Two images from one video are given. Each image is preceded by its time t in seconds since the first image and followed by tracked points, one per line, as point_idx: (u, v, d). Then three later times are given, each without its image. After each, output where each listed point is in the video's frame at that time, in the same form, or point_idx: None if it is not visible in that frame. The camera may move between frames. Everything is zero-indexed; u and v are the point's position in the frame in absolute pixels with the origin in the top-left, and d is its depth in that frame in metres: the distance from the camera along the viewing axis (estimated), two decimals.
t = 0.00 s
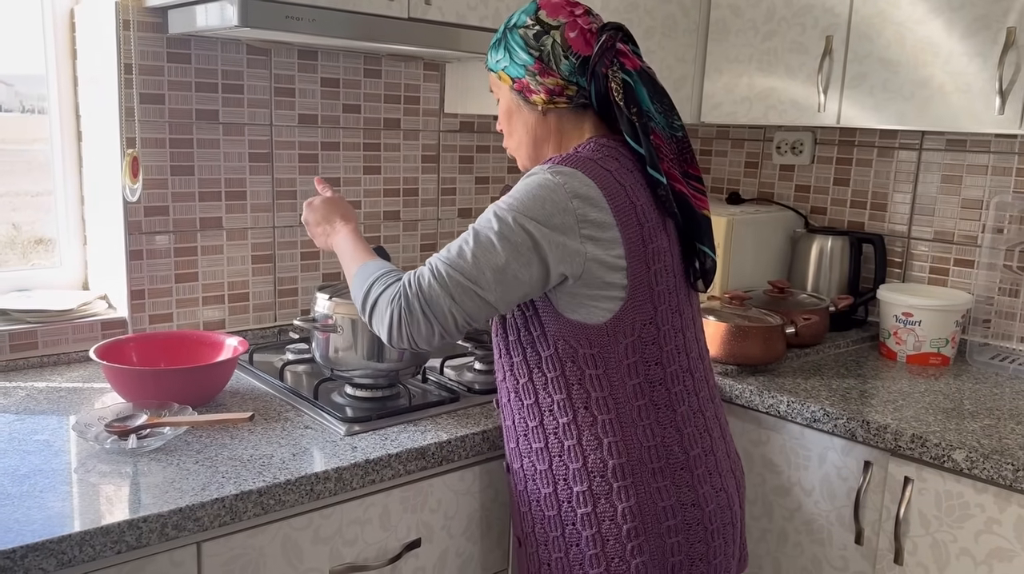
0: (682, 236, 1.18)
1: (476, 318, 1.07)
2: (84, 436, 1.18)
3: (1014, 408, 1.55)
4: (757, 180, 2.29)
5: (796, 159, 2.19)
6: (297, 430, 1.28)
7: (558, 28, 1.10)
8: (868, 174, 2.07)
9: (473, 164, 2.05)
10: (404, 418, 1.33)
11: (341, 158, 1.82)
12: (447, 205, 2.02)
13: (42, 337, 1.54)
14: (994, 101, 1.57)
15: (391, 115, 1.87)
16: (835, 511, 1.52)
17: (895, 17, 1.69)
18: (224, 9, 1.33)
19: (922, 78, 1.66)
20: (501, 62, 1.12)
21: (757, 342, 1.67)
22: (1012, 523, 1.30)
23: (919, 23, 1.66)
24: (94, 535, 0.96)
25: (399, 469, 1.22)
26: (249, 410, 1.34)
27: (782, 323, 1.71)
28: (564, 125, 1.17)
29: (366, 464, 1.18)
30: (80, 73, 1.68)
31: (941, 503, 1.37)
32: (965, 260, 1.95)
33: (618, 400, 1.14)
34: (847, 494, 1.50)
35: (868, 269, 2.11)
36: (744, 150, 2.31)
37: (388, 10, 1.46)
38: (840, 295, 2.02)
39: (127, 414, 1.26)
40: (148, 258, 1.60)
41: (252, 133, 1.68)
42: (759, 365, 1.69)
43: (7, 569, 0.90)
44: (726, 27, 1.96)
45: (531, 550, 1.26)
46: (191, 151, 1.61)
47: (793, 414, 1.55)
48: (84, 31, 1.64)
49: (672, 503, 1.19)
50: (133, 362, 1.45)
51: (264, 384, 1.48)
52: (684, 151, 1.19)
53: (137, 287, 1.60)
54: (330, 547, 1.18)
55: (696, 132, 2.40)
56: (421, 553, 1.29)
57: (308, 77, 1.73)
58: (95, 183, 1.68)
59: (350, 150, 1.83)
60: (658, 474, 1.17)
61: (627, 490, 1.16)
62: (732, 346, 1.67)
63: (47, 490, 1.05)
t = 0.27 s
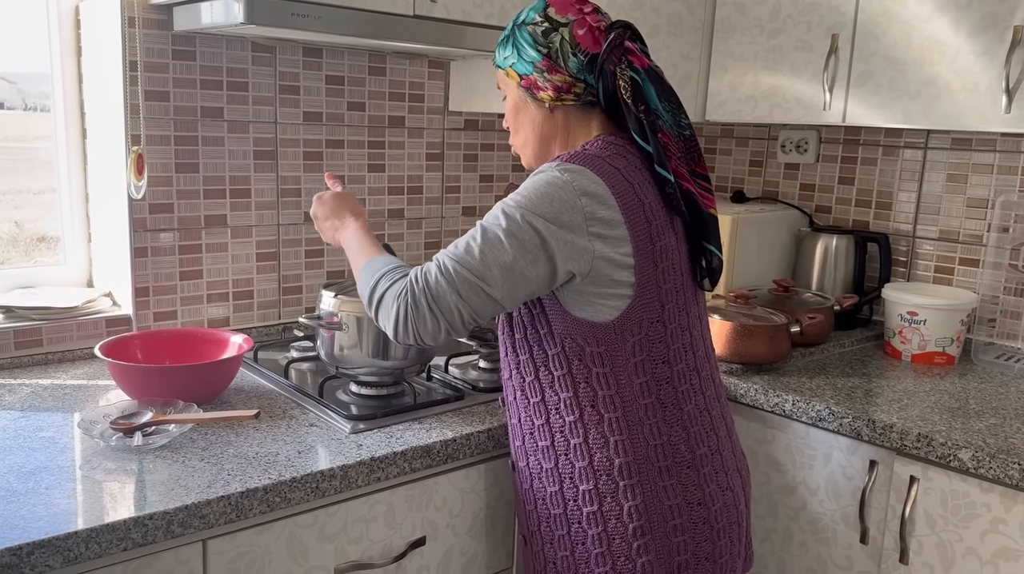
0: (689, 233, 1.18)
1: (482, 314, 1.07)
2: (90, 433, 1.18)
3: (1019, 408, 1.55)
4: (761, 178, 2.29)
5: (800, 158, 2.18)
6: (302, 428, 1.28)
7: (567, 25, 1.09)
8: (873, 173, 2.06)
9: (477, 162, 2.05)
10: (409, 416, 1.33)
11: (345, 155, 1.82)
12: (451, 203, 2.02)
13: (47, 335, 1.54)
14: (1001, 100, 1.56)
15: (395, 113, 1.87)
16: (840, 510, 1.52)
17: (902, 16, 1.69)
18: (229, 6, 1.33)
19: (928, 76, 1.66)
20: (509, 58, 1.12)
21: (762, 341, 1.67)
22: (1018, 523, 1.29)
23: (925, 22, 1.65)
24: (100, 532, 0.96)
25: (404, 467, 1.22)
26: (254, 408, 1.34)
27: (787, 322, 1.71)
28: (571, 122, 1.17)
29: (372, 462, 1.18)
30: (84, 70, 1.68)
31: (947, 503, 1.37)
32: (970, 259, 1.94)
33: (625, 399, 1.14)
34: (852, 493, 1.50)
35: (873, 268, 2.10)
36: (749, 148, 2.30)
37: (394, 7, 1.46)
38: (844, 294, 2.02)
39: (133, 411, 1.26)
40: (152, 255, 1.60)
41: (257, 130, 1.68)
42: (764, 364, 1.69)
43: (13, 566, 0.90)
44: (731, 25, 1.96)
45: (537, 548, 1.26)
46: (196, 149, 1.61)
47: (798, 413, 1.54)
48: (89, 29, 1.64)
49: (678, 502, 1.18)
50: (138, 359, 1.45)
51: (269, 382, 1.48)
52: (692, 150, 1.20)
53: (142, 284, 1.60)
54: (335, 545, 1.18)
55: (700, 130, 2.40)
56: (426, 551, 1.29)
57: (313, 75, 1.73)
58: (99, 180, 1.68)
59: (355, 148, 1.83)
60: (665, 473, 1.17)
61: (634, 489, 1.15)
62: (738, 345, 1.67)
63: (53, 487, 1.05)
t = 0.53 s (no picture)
0: (692, 236, 1.18)
1: (475, 305, 1.07)
2: (92, 433, 1.18)
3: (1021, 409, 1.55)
4: (763, 179, 2.29)
5: (802, 158, 2.18)
6: (304, 429, 1.28)
7: (570, 27, 1.09)
8: (875, 173, 2.06)
9: (479, 162, 2.05)
10: (411, 417, 1.33)
11: (347, 156, 1.82)
12: (453, 204, 2.02)
13: (49, 334, 1.55)
14: (1003, 101, 1.56)
15: (397, 113, 1.87)
16: (842, 511, 1.52)
17: (904, 16, 1.69)
18: (231, 6, 1.33)
19: (930, 77, 1.65)
20: (512, 59, 1.12)
21: (763, 342, 1.66)
22: (1020, 524, 1.29)
23: (928, 22, 1.65)
24: (102, 533, 0.96)
25: (406, 467, 1.22)
26: (255, 408, 1.34)
27: (789, 323, 1.71)
28: (574, 124, 1.16)
29: (374, 463, 1.18)
30: (86, 70, 1.68)
31: (949, 504, 1.37)
32: (972, 259, 1.94)
33: (628, 400, 1.14)
34: (854, 494, 1.50)
35: (875, 268, 2.10)
36: (751, 149, 2.30)
37: (396, 8, 1.46)
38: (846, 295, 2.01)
39: (135, 411, 1.26)
40: (154, 255, 1.60)
41: (259, 130, 1.68)
42: (765, 365, 1.69)
43: (15, 566, 0.90)
44: (733, 25, 1.96)
45: (539, 548, 1.26)
46: (198, 149, 1.61)
47: (800, 414, 1.54)
48: (91, 28, 1.64)
49: (682, 503, 1.18)
50: (140, 359, 1.45)
51: (271, 382, 1.48)
52: (696, 151, 1.20)
53: (144, 284, 1.60)
54: (337, 546, 1.18)
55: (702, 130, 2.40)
56: (428, 552, 1.29)
57: (315, 75, 1.73)
58: (101, 180, 1.68)
59: (356, 148, 1.83)
60: (669, 474, 1.17)
61: (637, 490, 1.15)
62: (739, 346, 1.67)
63: (55, 488, 1.05)
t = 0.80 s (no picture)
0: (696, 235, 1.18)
1: (467, 280, 1.08)
2: (92, 435, 1.18)
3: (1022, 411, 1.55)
4: (764, 180, 2.29)
5: (803, 159, 2.18)
6: (305, 430, 1.28)
7: (578, 26, 1.10)
8: (876, 174, 2.06)
9: (479, 163, 2.05)
10: (411, 418, 1.33)
11: (348, 157, 1.82)
12: (453, 205, 2.02)
13: (50, 335, 1.55)
14: (1004, 102, 1.56)
15: (398, 114, 1.87)
16: (843, 513, 1.51)
17: (905, 17, 1.68)
18: (231, 7, 1.33)
19: (931, 78, 1.65)
20: (520, 60, 1.12)
21: (764, 343, 1.66)
22: (1021, 526, 1.29)
23: (929, 23, 1.65)
24: (102, 534, 0.96)
25: (406, 469, 1.22)
26: (256, 409, 1.34)
27: (789, 324, 1.71)
28: (582, 124, 1.16)
29: (374, 465, 1.18)
30: (87, 70, 1.68)
31: (949, 506, 1.37)
32: (973, 260, 1.94)
33: (630, 397, 1.14)
34: (855, 495, 1.49)
35: (875, 269, 2.10)
36: (751, 150, 2.30)
37: (397, 9, 1.46)
38: (847, 296, 2.01)
39: (135, 413, 1.26)
40: (155, 256, 1.60)
41: (259, 131, 1.68)
42: (766, 366, 1.69)
43: (16, 568, 0.90)
44: (734, 26, 1.96)
45: (539, 545, 1.26)
46: (198, 150, 1.61)
47: (801, 415, 1.54)
48: (92, 29, 1.64)
49: (684, 502, 1.18)
50: (140, 360, 1.45)
51: (272, 383, 1.48)
52: (701, 152, 1.20)
53: (144, 285, 1.60)
54: (337, 547, 1.18)
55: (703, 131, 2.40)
56: (428, 553, 1.29)
57: (316, 76, 1.73)
58: (102, 180, 1.68)
59: (357, 149, 1.83)
60: (670, 473, 1.17)
61: (639, 487, 1.15)
62: (740, 347, 1.67)
63: (55, 489, 1.05)
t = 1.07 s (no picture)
0: (705, 235, 1.19)
1: (469, 257, 1.07)
2: (93, 434, 1.18)
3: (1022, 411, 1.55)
4: (765, 180, 2.29)
5: (803, 160, 2.18)
6: (306, 429, 1.28)
7: (597, 25, 1.10)
8: (877, 175, 2.06)
9: (480, 164, 2.05)
10: (411, 418, 1.33)
11: (348, 157, 1.82)
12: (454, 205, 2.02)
13: (51, 335, 1.55)
14: (1004, 103, 1.56)
15: (398, 115, 1.87)
16: (843, 513, 1.52)
17: (905, 18, 1.69)
18: (232, 8, 1.34)
19: (931, 79, 1.65)
20: (537, 55, 1.12)
21: (764, 343, 1.67)
22: (1021, 526, 1.29)
23: (929, 24, 1.65)
24: (103, 533, 0.96)
25: (406, 468, 1.22)
26: (257, 409, 1.34)
27: (790, 324, 1.71)
28: (595, 122, 1.17)
29: (374, 465, 1.18)
30: (88, 71, 1.68)
31: (949, 506, 1.37)
32: (973, 261, 1.94)
33: (635, 392, 1.14)
34: (855, 496, 1.50)
35: (876, 270, 2.10)
36: (752, 150, 2.30)
37: (398, 10, 1.46)
38: (847, 296, 2.01)
39: (136, 413, 1.26)
40: (155, 256, 1.60)
41: (260, 131, 1.68)
42: (767, 366, 1.69)
43: (16, 567, 0.90)
44: (735, 27, 1.96)
45: (540, 536, 1.26)
46: (199, 150, 1.61)
47: (801, 416, 1.54)
48: (93, 29, 1.64)
49: (686, 499, 1.18)
50: (141, 360, 1.45)
51: (272, 383, 1.48)
52: (712, 156, 1.21)
53: (145, 285, 1.60)
54: (337, 547, 1.18)
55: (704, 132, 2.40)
56: (428, 553, 1.29)
57: (316, 77, 1.73)
58: (103, 181, 1.68)
59: (358, 149, 1.83)
60: (674, 469, 1.17)
61: (641, 482, 1.16)
62: (741, 348, 1.67)
63: (56, 488, 1.05)
